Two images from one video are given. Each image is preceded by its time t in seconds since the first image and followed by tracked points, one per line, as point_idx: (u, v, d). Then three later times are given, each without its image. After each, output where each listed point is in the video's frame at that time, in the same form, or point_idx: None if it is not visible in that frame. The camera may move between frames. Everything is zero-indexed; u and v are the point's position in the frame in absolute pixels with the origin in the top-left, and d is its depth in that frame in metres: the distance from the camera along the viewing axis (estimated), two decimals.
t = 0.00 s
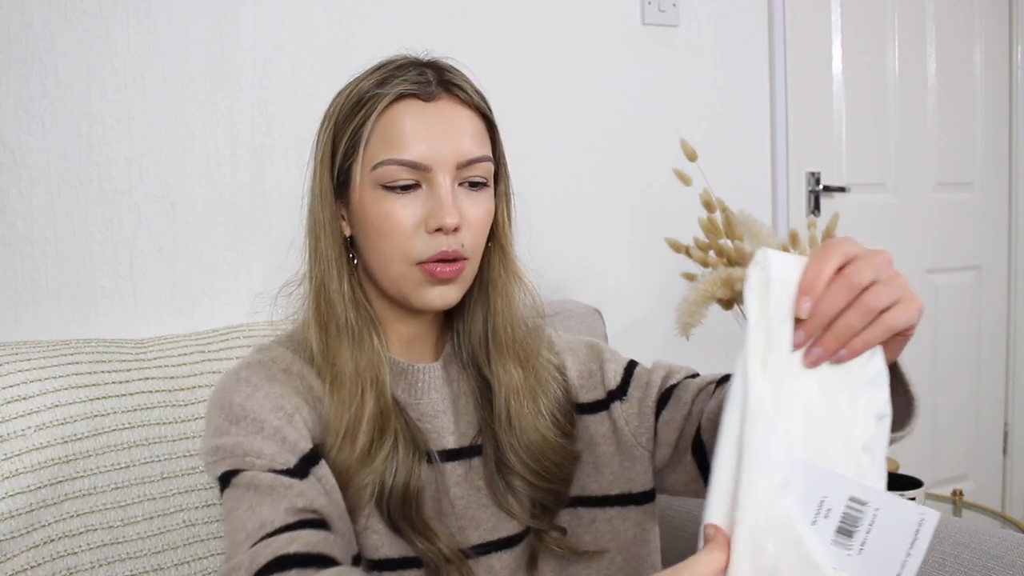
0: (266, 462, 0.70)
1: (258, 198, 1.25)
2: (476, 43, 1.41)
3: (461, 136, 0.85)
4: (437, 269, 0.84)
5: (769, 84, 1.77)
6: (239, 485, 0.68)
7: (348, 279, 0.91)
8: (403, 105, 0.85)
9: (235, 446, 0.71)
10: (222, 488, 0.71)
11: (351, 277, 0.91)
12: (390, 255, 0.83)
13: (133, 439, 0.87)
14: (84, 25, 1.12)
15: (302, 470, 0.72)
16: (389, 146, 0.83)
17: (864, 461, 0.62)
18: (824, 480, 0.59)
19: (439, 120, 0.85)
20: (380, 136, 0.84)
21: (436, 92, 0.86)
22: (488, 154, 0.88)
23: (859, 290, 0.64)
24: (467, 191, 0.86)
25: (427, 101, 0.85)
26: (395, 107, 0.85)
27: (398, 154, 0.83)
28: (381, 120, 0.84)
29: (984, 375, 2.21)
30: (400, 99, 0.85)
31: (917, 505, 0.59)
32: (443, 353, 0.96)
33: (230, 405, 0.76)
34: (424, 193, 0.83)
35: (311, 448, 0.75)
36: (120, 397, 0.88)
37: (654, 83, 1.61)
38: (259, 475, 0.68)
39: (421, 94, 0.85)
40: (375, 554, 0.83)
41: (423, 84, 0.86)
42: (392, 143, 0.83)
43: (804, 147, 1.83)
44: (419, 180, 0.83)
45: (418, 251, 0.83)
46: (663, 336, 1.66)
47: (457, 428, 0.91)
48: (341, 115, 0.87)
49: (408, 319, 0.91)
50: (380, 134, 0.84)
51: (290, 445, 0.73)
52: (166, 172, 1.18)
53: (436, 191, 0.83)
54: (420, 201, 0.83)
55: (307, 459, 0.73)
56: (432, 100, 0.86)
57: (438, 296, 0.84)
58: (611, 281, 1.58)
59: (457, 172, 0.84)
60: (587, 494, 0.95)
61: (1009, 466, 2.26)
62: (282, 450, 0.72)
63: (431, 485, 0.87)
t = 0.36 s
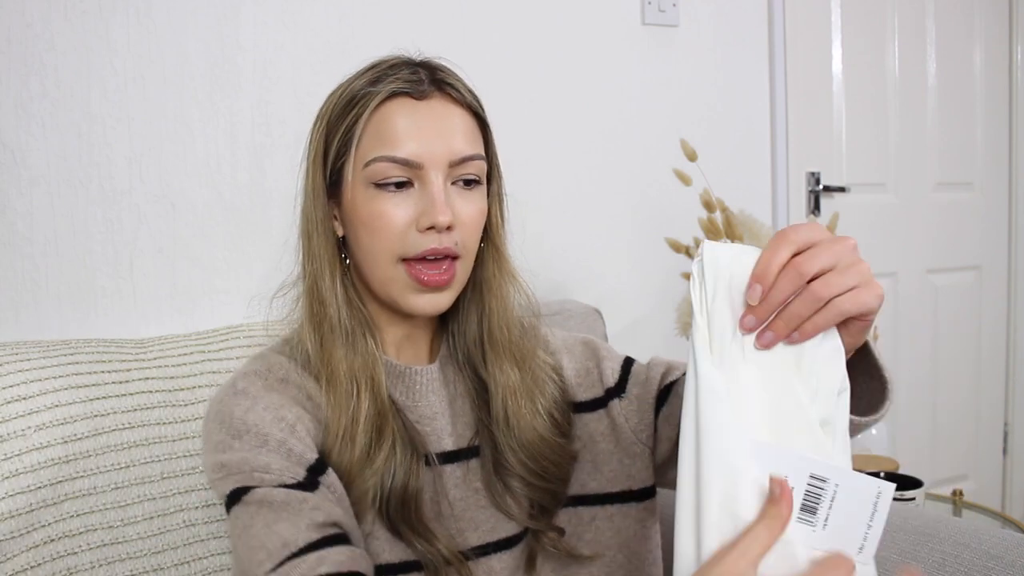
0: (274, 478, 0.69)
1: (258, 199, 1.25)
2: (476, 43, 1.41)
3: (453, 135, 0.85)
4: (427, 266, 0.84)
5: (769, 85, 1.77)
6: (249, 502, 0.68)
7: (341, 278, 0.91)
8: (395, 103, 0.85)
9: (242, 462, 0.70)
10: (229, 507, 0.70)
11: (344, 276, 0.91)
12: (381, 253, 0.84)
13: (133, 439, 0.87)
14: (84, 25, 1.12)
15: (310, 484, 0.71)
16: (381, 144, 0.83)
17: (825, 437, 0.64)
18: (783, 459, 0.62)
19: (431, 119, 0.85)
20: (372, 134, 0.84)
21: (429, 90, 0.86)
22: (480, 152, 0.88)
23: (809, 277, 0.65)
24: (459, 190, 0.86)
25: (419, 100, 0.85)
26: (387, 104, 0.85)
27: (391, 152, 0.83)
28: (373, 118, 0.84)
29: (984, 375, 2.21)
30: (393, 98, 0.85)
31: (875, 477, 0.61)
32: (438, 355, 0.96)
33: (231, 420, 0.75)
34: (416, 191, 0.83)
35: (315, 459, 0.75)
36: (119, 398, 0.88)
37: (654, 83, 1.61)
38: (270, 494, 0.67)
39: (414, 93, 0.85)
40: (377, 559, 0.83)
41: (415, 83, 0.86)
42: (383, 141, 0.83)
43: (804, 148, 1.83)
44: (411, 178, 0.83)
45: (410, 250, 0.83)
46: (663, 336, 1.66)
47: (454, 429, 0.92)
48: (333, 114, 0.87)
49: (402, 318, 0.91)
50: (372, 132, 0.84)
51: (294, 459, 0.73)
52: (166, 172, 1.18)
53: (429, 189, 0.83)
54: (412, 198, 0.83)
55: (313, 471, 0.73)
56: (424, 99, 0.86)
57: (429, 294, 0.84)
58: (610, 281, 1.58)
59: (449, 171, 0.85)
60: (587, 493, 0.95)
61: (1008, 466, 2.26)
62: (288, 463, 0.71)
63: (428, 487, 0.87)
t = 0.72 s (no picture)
0: (262, 489, 0.70)
1: (258, 199, 1.25)
2: (475, 43, 1.41)
3: (457, 136, 0.85)
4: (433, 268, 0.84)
5: (769, 84, 1.77)
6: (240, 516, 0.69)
7: (342, 279, 0.90)
8: (399, 105, 0.85)
9: (234, 471, 0.71)
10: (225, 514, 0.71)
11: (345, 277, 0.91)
12: (385, 255, 0.83)
13: (133, 439, 0.87)
14: (84, 24, 1.11)
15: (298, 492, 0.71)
16: (384, 147, 0.83)
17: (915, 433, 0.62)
18: (888, 451, 0.58)
19: (435, 120, 0.85)
20: (375, 136, 0.84)
21: (432, 92, 0.87)
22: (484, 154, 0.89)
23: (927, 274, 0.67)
24: (463, 192, 0.87)
25: (423, 101, 0.86)
26: (391, 107, 0.85)
27: (395, 154, 0.83)
28: (376, 120, 0.84)
29: (984, 375, 2.21)
30: (397, 100, 0.85)
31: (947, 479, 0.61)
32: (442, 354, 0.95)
33: (228, 425, 0.76)
34: (421, 193, 0.83)
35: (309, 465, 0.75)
36: (119, 397, 0.88)
37: (654, 83, 1.62)
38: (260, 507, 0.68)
39: (418, 95, 0.86)
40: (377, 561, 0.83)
41: (418, 85, 0.87)
42: (387, 145, 0.83)
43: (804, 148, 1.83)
44: (417, 180, 0.83)
45: (414, 252, 0.83)
46: (663, 336, 1.66)
47: (456, 429, 0.91)
48: (335, 115, 0.87)
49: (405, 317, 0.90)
50: (376, 134, 0.84)
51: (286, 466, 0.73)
52: (166, 172, 1.18)
53: (433, 192, 0.83)
54: (416, 202, 0.83)
55: (305, 479, 0.73)
56: (428, 101, 0.86)
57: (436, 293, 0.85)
58: (610, 281, 1.58)
59: (454, 172, 0.85)
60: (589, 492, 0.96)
61: (1009, 466, 2.26)
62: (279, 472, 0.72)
63: (428, 487, 0.87)
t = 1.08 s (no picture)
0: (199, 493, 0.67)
1: (258, 199, 1.16)
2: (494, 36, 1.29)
3: (443, 135, 1.09)
4: (422, 261, 1.13)
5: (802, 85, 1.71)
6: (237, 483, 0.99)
7: (342, 276, 1.13)
8: (394, 101, 1.08)
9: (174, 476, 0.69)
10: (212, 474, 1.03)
11: (343, 272, 1.13)
12: (377, 245, 1.10)
13: (132, 438, 1.08)
14: (83, 25, 1.14)
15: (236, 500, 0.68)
16: (381, 140, 1.07)
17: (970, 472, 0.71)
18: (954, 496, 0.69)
19: (425, 117, 1.08)
20: (372, 129, 1.07)
21: (423, 91, 1.09)
22: (467, 150, 1.11)
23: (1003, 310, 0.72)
24: (447, 186, 1.10)
25: (415, 99, 1.08)
26: (388, 101, 1.08)
27: (388, 147, 1.07)
28: (373, 115, 1.08)
29: None
30: (393, 95, 1.08)
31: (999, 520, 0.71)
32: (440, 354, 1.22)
33: (224, 398, 1.07)
34: (408, 182, 1.08)
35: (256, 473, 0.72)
36: (118, 397, 1.08)
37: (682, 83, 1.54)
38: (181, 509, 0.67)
39: (411, 92, 1.09)
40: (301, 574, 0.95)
41: (413, 83, 1.09)
42: (382, 140, 1.07)
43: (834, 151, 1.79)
44: (405, 171, 1.07)
45: (402, 241, 1.10)
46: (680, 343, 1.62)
47: (455, 428, 1.22)
48: (339, 108, 1.10)
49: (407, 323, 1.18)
50: (372, 126, 1.07)
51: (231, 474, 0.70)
52: (165, 172, 1.16)
53: (419, 183, 1.08)
54: (405, 195, 1.08)
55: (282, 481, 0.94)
56: (420, 98, 1.09)
57: (422, 286, 1.14)
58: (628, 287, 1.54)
59: (439, 167, 1.09)
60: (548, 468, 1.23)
61: None
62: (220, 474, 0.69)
63: (426, 478, 1.19)
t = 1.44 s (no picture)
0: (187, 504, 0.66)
1: (258, 199, 1.16)
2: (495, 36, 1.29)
3: (428, 136, 1.16)
4: (411, 261, 1.20)
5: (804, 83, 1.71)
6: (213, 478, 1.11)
7: (337, 277, 1.19)
8: (380, 105, 1.15)
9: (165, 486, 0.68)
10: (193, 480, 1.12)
11: (341, 275, 1.19)
12: (367, 245, 1.17)
13: (132, 437, 1.11)
14: (82, 25, 1.14)
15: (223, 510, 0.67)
16: (367, 143, 1.15)
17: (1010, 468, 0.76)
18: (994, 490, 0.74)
19: (410, 118, 1.16)
20: (360, 132, 1.15)
21: (409, 93, 1.16)
22: (452, 150, 1.18)
23: None
24: (433, 187, 1.18)
25: (400, 101, 1.16)
26: (375, 104, 1.15)
27: (375, 151, 1.15)
28: (360, 118, 1.15)
29: None
30: (379, 99, 1.15)
31: None
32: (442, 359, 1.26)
33: (217, 401, 1.13)
34: (394, 184, 1.16)
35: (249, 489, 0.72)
36: (117, 397, 1.10)
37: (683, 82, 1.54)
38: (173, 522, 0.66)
39: (396, 95, 1.16)
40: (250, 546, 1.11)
41: (400, 85, 1.16)
42: (369, 143, 1.14)
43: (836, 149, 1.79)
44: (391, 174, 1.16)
45: (390, 241, 1.18)
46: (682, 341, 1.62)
47: (454, 432, 1.25)
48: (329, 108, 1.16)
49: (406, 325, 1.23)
50: (359, 129, 1.15)
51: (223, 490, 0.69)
52: (166, 172, 1.16)
53: (405, 184, 1.16)
54: (391, 197, 1.16)
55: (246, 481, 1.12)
56: (405, 100, 1.16)
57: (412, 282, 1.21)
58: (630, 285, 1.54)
59: (423, 168, 1.17)
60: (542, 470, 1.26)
61: None
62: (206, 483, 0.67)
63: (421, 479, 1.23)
